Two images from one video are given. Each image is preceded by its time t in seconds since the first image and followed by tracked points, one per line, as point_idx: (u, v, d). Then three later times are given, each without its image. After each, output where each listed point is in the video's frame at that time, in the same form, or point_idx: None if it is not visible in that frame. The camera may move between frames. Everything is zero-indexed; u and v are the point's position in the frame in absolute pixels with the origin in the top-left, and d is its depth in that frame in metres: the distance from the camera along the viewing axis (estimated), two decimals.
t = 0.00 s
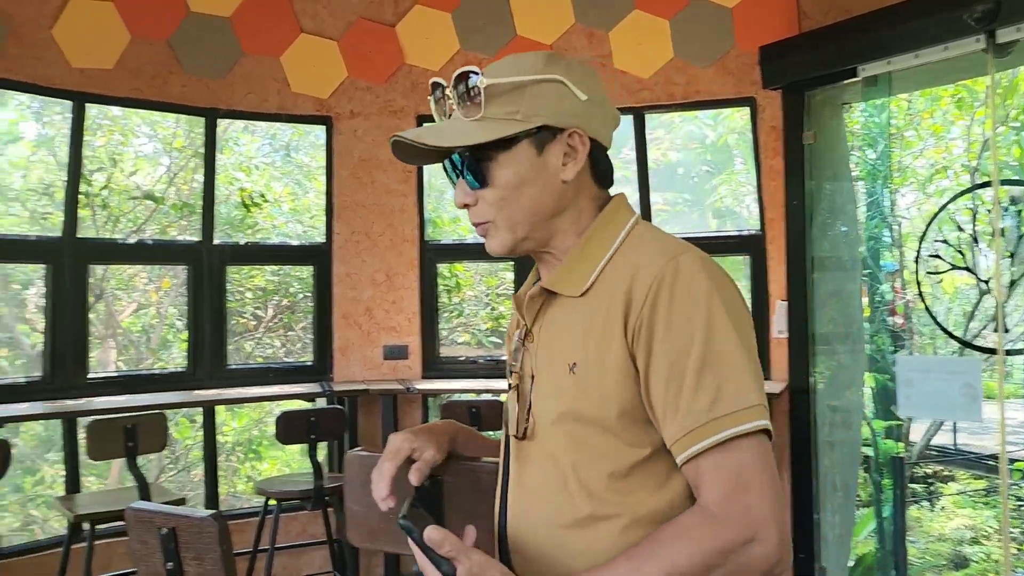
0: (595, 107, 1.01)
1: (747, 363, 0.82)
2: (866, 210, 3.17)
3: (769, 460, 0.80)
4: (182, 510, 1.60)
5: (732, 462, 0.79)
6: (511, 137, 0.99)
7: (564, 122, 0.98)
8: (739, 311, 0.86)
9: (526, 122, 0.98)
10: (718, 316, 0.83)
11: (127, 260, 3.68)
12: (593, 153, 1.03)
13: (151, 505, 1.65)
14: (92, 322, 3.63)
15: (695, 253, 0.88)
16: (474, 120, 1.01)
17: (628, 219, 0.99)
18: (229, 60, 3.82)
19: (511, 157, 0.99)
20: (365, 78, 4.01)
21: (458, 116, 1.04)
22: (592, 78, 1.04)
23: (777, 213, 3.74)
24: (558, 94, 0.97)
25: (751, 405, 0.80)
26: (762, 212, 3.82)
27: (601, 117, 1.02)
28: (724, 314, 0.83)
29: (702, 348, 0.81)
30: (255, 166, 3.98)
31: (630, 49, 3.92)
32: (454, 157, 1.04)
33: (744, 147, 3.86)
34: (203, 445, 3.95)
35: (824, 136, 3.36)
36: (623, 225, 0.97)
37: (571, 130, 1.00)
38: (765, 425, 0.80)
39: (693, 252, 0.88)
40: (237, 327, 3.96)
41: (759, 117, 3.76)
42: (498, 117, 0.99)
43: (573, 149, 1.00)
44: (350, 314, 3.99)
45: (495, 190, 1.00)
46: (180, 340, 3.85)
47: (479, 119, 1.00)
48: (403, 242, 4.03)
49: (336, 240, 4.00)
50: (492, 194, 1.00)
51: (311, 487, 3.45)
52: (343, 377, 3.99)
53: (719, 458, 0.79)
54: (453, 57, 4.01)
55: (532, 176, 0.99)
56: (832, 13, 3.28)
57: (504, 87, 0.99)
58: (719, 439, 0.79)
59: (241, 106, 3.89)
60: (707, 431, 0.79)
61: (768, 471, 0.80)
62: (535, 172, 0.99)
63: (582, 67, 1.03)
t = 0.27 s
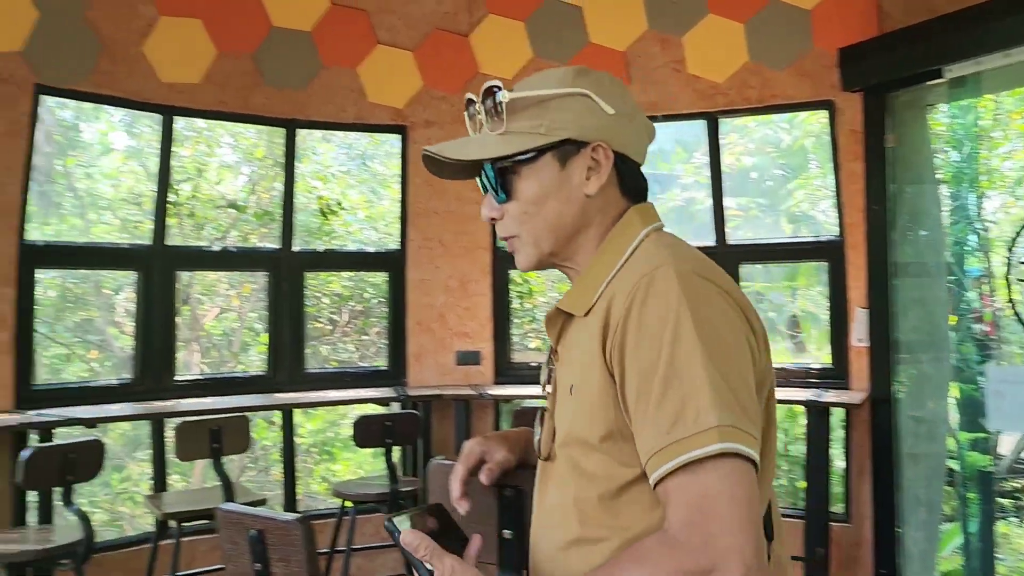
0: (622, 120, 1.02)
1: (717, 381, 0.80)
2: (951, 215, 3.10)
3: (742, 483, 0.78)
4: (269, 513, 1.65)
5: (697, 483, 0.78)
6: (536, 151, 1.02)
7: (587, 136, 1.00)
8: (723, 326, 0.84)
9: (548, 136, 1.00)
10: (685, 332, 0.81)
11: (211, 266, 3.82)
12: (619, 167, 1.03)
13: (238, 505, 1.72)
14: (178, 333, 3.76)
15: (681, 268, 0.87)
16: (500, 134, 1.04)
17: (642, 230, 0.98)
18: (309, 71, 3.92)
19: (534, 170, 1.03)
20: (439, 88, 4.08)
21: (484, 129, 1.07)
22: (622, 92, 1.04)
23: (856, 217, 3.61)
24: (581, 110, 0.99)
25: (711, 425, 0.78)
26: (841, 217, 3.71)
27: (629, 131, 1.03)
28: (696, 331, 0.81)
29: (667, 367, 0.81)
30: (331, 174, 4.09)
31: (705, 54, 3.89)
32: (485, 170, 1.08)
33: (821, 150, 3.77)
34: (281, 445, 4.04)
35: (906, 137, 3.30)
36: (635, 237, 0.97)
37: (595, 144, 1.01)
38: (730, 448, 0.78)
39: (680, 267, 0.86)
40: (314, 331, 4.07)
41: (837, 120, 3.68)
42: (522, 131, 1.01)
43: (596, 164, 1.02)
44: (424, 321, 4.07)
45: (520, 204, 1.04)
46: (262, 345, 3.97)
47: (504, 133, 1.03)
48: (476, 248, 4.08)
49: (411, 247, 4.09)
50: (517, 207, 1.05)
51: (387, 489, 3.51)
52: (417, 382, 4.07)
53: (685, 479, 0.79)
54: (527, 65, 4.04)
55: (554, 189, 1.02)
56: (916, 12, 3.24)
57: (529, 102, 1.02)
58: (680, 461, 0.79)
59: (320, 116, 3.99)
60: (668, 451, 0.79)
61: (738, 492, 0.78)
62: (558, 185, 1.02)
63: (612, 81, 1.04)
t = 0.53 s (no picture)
0: (634, 133, 0.88)
1: (625, 420, 0.68)
2: None
3: (646, 535, 0.67)
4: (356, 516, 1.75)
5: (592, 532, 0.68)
6: (537, 167, 0.89)
7: (594, 150, 0.86)
8: (652, 358, 0.71)
9: (552, 152, 0.87)
10: (604, 356, 0.70)
11: (293, 273, 3.98)
12: (630, 187, 0.89)
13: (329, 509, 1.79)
14: (263, 343, 3.95)
15: (619, 288, 0.75)
16: (501, 150, 0.92)
17: (625, 248, 0.86)
18: (391, 82, 4.00)
19: (538, 189, 0.90)
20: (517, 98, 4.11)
21: (484, 146, 0.94)
22: (638, 104, 0.90)
23: (946, 225, 3.48)
24: (586, 125, 0.86)
25: (603, 466, 0.67)
26: (929, 225, 3.58)
27: (642, 146, 0.88)
28: (610, 361, 0.70)
29: (577, 399, 0.71)
30: (411, 184, 4.19)
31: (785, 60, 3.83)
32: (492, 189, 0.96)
33: (908, 155, 3.66)
34: (359, 447, 4.13)
35: (1003, 142, 3.18)
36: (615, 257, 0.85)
37: (602, 161, 0.87)
38: (626, 493, 0.67)
39: (619, 287, 0.75)
40: (393, 337, 4.18)
41: (926, 124, 3.55)
42: (523, 148, 0.89)
43: (603, 182, 0.88)
44: (499, 327, 4.09)
45: (525, 223, 0.92)
46: (344, 351, 4.09)
47: (505, 150, 0.91)
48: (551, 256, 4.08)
49: (487, 255, 4.15)
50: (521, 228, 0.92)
51: (465, 495, 3.57)
52: (493, 389, 4.11)
53: (583, 528, 0.69)
54: (603, 74, 4.02)
55: (558, 211, 0.89)
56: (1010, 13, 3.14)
57: (535, 115, 0.89)
58: (574, 506, 0.69)
59: (402, 126, 4.08)
60: (565, 493, 0.70)
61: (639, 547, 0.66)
62: (561, 206, 0.89)
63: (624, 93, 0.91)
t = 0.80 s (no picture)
0: (612, 130, 0.89)
1: (544, 427, 0.70)
2: None
3: (559, 537, 0.68)
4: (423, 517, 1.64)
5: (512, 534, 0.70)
6: (517, 165, 0.92)
7: (568, 148, 0.89)
8: (580, 365, 0.72)
9: (528, 149, 0.90)
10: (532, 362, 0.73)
11: (377, 278, 4.08)
12: (607, 182, 0.91)
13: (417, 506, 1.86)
14: (350, 342, 4.09)
15: (557, 295, 0.77)
16: (487, 148, 0.95)
17: (593, 249, 0.87)
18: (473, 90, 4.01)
19: (517, 185, 0.93)
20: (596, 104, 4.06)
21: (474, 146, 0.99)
22: (620, 101, 0.92)
23: None
24: (560, 122, 0.88)
25: (520, 472, 0.69)
26: None
27: (621, 143, 0.90)
28: (538, 370, 0.72)
29: (507, 405, 0.73)
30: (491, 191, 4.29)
31: (874, 62, 3.74)
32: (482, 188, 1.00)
33: (1004, 158, 3.56)
34: (440, 450, 4.23)
35: None
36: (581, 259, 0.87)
37: (576, 159, 0.90)
38: (543, 500, 0.68)
39: (560, 294, 0.77)
40: (472, 340, 4.27)
41: None
42: (504, 147, 0.92)
43: (577, 179, 0.90)
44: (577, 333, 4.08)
45: (507, 219, 0.96)
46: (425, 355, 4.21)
47: (489, 148, 0.95)
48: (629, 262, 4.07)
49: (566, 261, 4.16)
50: (505, 224, 0.96)
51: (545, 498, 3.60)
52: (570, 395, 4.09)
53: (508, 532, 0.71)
54: (684, 79, 4.00)
55: (535, 206, 0.93)
56: None
57: (518, 115, 0.93)
58: (497, 509, 0.71)
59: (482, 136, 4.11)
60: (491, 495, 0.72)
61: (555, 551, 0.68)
62: (537, 200, 0.92)
63: (608, 90, 0.92)
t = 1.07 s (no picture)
0: (608, 125, 0.85)
1: (531, 454, 0.68)
2: None
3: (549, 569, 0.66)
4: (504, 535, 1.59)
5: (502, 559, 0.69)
6: (508, 163, 0.89)
7: (559, 145, 0.85)
8: (569, 389, 0.69)
9: (521, 146, 0.87)
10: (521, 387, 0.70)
11: (456, 285, 4.17)
12: (601, 179, 0.87)
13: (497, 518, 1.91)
14: (426, 349, 4.17)
15: (548, 312, 0.73)
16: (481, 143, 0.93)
17: (586, 258, 0.84)
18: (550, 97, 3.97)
19: (509, 182, 0.90)
20: (674, 109, 4.01)
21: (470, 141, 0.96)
22: (618, 93, 0.88)
23: None
24: (552, 119, 0.85)
25: (511, 504, 0.67)
26: None
27: (616, 138, 0.86)
28: (525, 395, 0.69)
29: (497, 429, 0.71)
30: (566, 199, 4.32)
31: (968, 60, 3.57)
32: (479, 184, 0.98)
33: None
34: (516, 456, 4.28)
35: None
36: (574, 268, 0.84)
37: (568, 157, 0.86)
38: (536, 531, 0.67)
39: (548, 311, 0.73)
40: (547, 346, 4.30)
41: None
42: (497, 141, 0.89)
43: (570, 178, 0.86)
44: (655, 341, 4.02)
45: (501, 217, 0.93)
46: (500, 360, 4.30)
47: (484, 143, 0.92)
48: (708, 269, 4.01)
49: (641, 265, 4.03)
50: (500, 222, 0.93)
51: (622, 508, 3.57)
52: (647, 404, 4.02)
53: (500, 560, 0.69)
54: (766, 83, 3.91)
55: (525, 205, 0.89)
56: None
57: (512, 110, 0.90)
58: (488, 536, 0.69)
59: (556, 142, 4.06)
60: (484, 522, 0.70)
61: None
62: (526, 198, 0.89)
63: (607, 82, 0.88)
